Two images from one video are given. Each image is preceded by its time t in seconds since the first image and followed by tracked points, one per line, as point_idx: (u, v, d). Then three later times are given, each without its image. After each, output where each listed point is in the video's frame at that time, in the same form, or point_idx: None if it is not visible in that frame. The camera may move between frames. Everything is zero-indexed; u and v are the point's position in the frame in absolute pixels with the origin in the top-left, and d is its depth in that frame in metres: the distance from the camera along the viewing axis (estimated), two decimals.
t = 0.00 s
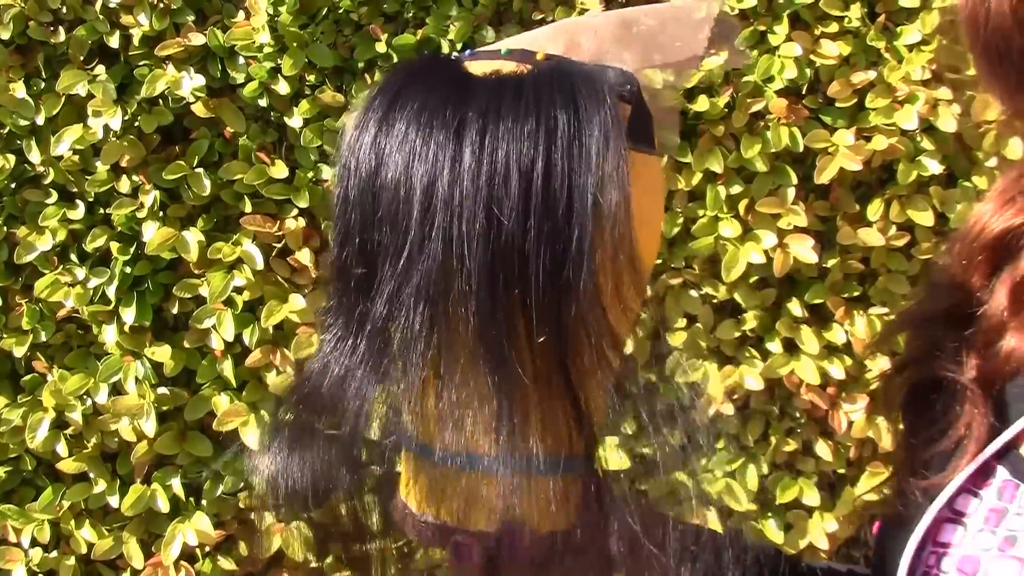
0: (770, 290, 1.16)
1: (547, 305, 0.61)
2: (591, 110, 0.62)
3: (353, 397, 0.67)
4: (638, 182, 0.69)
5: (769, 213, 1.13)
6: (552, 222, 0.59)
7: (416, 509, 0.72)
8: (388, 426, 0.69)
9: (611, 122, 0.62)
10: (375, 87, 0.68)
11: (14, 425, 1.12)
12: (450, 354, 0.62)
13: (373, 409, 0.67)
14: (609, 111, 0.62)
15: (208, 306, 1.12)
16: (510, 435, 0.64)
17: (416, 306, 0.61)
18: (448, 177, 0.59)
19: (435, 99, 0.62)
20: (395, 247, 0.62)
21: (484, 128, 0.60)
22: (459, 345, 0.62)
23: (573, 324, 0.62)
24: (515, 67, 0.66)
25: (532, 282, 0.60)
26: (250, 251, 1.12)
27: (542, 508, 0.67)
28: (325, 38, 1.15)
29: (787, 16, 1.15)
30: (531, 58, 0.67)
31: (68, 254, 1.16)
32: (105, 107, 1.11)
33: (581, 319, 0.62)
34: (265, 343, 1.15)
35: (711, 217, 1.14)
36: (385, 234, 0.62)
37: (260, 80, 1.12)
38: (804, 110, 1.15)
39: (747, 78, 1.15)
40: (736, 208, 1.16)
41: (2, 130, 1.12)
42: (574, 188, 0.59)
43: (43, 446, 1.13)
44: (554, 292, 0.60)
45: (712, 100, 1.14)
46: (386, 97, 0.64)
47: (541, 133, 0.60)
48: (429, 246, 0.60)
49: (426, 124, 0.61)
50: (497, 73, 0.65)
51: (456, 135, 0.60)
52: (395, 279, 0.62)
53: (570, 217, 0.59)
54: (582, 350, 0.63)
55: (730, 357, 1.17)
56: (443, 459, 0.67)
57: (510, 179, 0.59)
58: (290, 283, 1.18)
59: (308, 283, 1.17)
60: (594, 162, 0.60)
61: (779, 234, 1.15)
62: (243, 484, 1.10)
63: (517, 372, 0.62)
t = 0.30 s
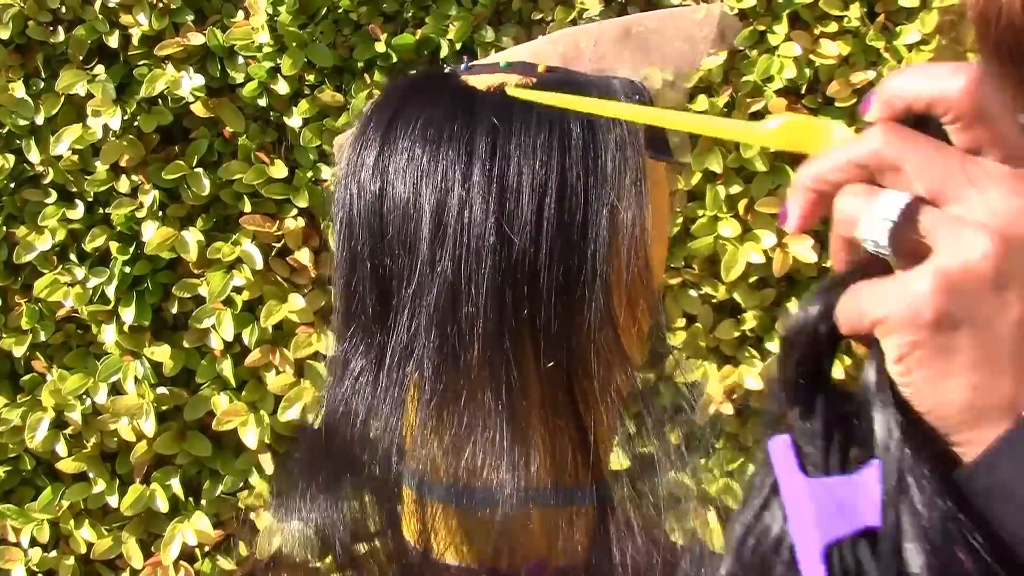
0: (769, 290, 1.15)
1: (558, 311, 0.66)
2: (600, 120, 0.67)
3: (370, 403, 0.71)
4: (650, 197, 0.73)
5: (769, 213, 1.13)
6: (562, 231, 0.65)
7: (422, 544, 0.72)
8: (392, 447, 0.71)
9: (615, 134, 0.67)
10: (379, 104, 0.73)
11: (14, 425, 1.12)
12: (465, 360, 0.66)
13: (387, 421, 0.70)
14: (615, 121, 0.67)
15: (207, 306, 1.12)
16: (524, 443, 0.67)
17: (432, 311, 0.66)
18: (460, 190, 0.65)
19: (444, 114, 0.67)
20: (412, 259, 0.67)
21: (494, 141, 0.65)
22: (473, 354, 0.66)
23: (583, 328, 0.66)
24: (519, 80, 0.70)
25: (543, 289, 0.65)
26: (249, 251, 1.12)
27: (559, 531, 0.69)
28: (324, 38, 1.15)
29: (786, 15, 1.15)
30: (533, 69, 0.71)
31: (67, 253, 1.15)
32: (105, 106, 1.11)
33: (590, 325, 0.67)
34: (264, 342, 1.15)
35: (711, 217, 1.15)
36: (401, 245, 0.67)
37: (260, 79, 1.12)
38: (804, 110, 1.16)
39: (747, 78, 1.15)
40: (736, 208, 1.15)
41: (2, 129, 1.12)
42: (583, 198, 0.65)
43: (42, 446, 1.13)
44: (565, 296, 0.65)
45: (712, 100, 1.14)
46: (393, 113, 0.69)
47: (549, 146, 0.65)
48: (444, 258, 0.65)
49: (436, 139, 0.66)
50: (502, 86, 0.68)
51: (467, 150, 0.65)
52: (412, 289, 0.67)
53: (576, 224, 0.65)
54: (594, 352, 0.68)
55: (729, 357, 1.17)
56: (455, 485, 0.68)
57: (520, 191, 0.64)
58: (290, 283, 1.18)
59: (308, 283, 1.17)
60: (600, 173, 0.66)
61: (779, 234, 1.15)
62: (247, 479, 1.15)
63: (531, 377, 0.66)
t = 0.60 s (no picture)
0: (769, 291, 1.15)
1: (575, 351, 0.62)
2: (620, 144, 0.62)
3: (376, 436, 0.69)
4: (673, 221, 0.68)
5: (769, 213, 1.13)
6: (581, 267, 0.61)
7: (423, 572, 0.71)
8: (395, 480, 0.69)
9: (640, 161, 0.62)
10: (385, 118, 0.68)
11: (14, 426, 1.12)
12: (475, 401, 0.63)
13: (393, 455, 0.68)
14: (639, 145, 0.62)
15: (207, 306, 1.12)
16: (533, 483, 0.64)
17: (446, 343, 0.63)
18: (473, 221, 0.61)
19: (456, 136, 0.63)
20: (421, 294, 0.63)
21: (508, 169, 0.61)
22: (483, 394, 0.63)
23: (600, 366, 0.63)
24: (534, 96, 0.64)
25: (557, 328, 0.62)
26: (249, 251, 1.12)
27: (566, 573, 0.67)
28: (324, 38, 1.15)
29: (787, 15, 1.15)
30: (545, 83, 0.65)
31: (67, 253, 1.15)
32: (105, 107, 1.11)
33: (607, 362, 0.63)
34: (264, 342, 1.15)
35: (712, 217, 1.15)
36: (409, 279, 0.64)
37: (260, 80, 1.12)
38: (804, 110, 1.16)
39: (747, 78, 1.15)
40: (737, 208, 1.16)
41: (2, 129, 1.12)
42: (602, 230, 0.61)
43: (42, 446, 1.13)
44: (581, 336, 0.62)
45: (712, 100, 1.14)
46: (400, 131, 0.65)
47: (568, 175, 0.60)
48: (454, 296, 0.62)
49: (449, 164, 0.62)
50: (517, 105, 0.64)
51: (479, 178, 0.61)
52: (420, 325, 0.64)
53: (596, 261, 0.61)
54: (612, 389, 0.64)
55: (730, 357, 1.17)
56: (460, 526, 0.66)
57: (537, 224, 0.60)
58: (290, 282, 1.18)
59: (308, 283, 1.17)
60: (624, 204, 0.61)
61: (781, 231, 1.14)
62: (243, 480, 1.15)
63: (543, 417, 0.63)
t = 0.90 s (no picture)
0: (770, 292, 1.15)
1: (573, 334, 0.63)
2: (607, 125, 0.62)
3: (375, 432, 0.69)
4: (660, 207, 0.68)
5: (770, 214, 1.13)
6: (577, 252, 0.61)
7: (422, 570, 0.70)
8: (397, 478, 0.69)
9: (628, 142, 0.62)
10: (366, 112, 0.68)
11: (15, 427, 1.12)
12: (477, 391, 0.64)
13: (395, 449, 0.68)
14: (626, 127, 0.62)
15: (208, 307, 1.12)
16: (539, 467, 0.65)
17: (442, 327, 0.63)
18: (465, 204, 0.61)
19: (442, 126, 0.62)
20: (418, 288, 0.63)
21: (498, 157, 0.61)
22: (484, 383, 0.64)
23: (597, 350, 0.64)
24: (520, 86, 0.65)
25: (556, 315, 0.63)
26: (250, 252, 1.12)
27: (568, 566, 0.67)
28: (325, 39, 1.15)
29: (787, 17, 1.15)
30: (530, 73, 0.66)
31: (68, 255, 1.15)
32: (105, 108, 1.11)
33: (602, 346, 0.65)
34: (265, 344, 1.15)
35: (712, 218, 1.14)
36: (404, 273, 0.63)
37: (260, 81, 1.12)
38: (804, 111, 1.16)
39: (747, 80, 1.15)
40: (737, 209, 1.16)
41: (2, 131, 1.12)
42: (596, 215, 0.61)
43: (43, 447, 1.13)
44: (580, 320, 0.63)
45: (713, 102, 1.14)
46: (386, 124, 0.64)
47: (559, 159, 0.61)
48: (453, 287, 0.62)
49: (438, 155, 0.62)
50: (503, 93, 0.64)
51: (470, 167, 0.61)
52: (416, 318, 0.64)
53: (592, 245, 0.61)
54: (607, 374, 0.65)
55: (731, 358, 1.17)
56: (466, 516, 0.66)
57: (530, 212, 0.60)
58: (290, 284, 1.17)
59: (308, 285, 1.17)
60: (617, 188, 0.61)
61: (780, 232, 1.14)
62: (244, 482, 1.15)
63: (544, 402, 0.65)
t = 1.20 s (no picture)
0: (770, 291, 1.15)
1: (523, 332, 0.62)
2: (550, 120, 0.62)
3: (336, 433, 0.68)
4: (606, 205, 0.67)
5: (769, 214, 1.13)
6: (521, 244, 0.60)
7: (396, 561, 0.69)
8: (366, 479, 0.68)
9: (571, 138, 0.62)
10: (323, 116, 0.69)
11: (15, 426, 1.13)
12: (431, 386, 0.63)
13: (358, 451, 0.67)
14: (568, 123, 0.63)
15: (208, 307, 1.12)
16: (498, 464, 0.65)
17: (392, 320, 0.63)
18: (411, 198, 0.61)
19: (393, 125, 0.63)
20: (369, 286, 0.63)
21: (443, 154, 0.61)
22: (437, 381, 0.63)
23: (548, 346, 0.64)
24: (469, 86, 0.66)
25: (506, 313, 0.61)
26: (250, 252, 1.12)
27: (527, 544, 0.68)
28: (325, 38, 1.15)
29: (787, 16, 1.15)
30: (484, 73, 0.67)
31: (68, 255, 1.15)
32: (105, 108, 1.11)
33: (553, 343, 0.64)
34: (265, 344, 1.15)
35: (712, 217, 1.15)
36: (357, 272, 0.63)
37: (260, 80, 1.12)
38: (805, 110, 1.15)
39: (747, 79, 1.15)
40: (736, 209, 1.16)
41: (2, 131, 1.12)
42: (540, 208, 0.60)
43: (43, 447, 1.13)
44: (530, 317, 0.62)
45: (713, 101, 1.14)
46: (339, 126, 0.65)
47: (502, 153, 0.60)
48: (403, 283, 0.62)
49: (386, 153, 0.62)
50: (452, 94, 0.65)
51: (416, 165, 0.61)
52: (369, 316, 0.64)
53: (538, 239, 0.60)
54: (556, 370, 0.65)
55: (730, 358, 1.16)
56: (435, 506, 0.67)
57: (475, 207, 0.60)
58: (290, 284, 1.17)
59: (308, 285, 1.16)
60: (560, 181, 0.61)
61: (779, 235, 1.15)
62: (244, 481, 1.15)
63: (500, 400, 0.64)
